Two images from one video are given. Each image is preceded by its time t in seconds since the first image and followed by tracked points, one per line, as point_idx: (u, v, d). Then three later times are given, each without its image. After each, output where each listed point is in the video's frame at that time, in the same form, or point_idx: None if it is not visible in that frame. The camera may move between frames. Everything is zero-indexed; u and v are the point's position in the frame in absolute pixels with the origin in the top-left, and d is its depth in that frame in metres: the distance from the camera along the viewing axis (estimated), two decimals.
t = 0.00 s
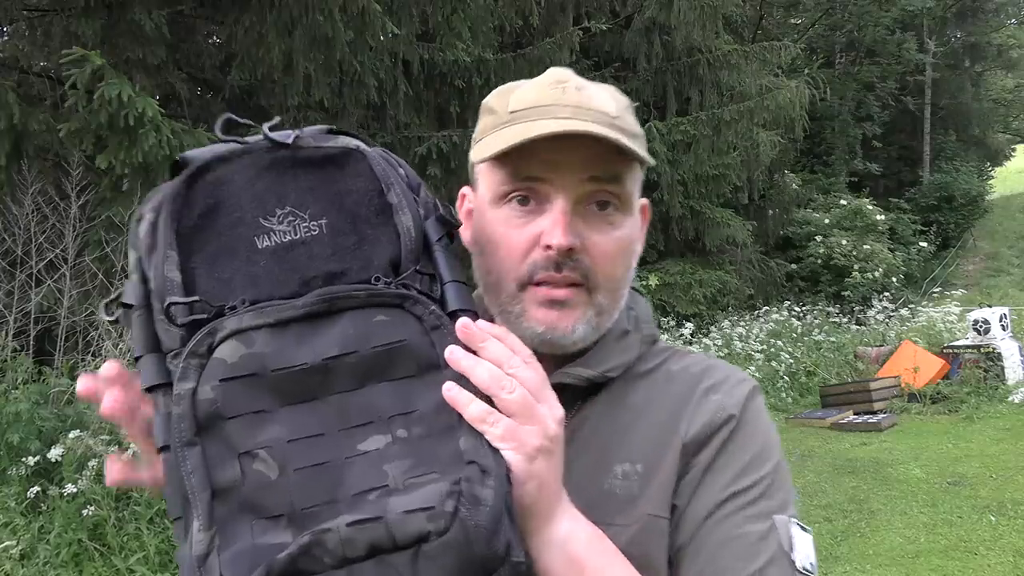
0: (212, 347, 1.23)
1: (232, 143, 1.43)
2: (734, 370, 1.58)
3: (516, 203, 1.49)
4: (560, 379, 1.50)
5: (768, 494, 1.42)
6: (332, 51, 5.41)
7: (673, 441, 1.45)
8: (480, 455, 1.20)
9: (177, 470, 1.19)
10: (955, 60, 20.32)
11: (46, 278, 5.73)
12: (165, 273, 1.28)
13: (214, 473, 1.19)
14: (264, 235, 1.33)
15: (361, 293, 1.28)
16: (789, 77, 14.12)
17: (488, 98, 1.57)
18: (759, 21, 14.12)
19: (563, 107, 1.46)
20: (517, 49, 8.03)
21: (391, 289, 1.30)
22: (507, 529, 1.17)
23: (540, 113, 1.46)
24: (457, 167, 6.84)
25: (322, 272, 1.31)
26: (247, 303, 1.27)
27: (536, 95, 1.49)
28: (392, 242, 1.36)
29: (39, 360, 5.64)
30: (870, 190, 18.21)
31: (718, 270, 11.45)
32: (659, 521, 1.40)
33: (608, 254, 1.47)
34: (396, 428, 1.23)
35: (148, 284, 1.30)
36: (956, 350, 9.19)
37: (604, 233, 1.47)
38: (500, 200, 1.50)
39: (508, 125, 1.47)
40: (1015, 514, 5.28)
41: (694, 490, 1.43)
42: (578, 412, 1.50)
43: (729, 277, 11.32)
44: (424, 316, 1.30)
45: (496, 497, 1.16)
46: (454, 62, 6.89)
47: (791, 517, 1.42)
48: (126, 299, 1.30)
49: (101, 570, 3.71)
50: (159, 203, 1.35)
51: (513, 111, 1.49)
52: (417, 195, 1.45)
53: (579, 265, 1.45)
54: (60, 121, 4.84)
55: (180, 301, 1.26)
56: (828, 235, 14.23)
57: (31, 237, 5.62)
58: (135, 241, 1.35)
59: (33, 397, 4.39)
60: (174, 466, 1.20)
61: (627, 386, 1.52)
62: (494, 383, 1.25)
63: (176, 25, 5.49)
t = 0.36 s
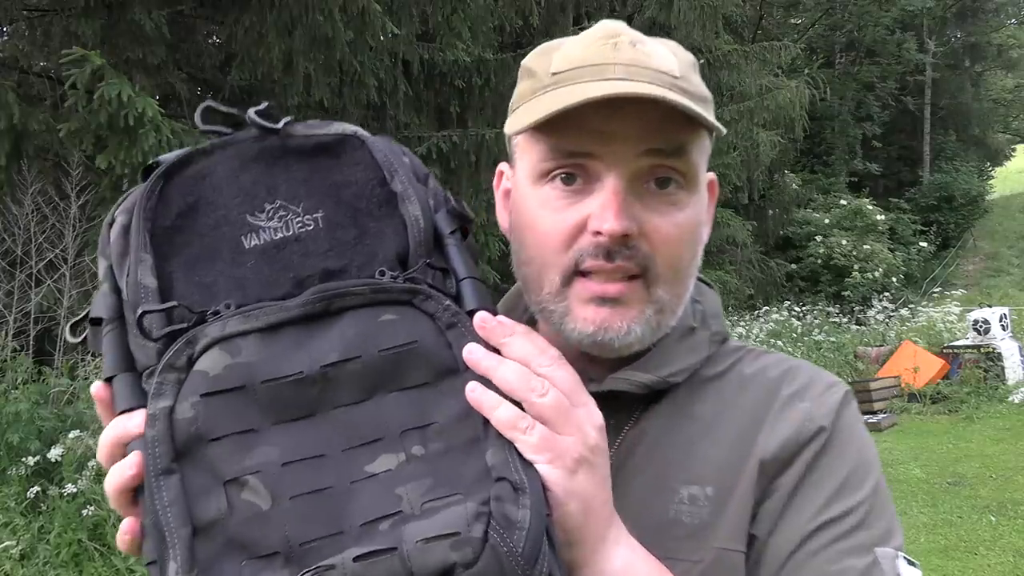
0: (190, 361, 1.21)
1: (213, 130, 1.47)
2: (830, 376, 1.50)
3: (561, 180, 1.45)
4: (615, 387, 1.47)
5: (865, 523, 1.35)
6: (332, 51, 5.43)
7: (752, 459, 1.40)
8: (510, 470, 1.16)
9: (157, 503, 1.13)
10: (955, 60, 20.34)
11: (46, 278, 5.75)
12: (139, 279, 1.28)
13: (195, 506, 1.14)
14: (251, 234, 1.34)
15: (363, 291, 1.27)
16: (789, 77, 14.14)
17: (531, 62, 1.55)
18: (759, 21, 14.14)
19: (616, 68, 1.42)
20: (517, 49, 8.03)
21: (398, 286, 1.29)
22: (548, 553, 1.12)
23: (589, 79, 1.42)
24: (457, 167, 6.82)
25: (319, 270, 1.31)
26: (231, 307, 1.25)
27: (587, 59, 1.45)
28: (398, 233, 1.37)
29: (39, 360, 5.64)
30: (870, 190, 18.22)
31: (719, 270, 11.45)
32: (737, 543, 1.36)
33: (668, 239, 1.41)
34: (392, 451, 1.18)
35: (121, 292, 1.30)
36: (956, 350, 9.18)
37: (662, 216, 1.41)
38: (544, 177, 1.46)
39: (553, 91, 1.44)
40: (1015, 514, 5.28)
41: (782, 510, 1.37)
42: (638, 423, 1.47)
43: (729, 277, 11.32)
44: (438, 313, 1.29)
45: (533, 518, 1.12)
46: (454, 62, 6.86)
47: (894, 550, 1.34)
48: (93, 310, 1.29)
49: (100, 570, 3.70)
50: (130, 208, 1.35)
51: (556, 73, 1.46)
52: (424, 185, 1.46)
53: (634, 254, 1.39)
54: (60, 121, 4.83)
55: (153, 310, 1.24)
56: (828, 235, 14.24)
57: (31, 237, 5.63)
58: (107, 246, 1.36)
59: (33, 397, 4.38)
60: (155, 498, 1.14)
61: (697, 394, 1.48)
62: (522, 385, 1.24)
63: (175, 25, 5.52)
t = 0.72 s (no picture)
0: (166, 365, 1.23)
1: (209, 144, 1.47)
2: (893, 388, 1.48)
3: (584, 165, 1.48)
4: (656, 387, 1.46)
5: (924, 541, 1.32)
6: (332, 51, 5.45)
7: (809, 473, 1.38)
8: (498, 474, 1.13)
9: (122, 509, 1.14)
10: (955, 60, 20.36)
11: (46, 278, 5.76)
12: (122, 286, 1.31)
13: (158, 513, 1.15)
14: (241, 239, 1.35)
15: (348, 286, 1.28)
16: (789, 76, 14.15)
17: (551, 39, 1.56)
18: (759, 21, 14.15)
19: (642, 38, 1.42)
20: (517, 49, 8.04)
21: (387, 284, 1.29)
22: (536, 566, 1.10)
23: (613, 54, 1.42)
24: (457, 167, 6.85)
25: (303, 271, 1.32)
26: (210, 308, 1.29)
27: (610, 32, 1.44)
28: (391, 232, 1.37)
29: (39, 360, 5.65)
30: (870, 189, 18.23)
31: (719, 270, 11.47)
32: (797, 556, 1.34)
33: (700, 227, 1.41)
34: (361, 458, 1.17)
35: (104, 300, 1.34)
36: (956, 350, 9.16)
37: (693, 203, 1.42)
38: (569, 163, 1.49)
39: (575, 67, 1.44)
40: (1015, 514, 5.29)
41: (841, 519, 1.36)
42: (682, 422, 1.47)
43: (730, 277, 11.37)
44: (427, 309, 1.28)
45: (519, 531, 1.09)
46: (454, 62, 6.89)
47: None
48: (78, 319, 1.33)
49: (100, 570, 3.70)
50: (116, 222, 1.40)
51: (576, 47, 1.47)
52: (423, 187, 1.46)
53: (665, 242, 1.40)
54: (59, 120, 4.83)
55: (133, 311, 1.28)
56: (828, 235, 14.27)
57: (31, 237, 5.65)
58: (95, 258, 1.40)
59: (33, 397, 4.37)
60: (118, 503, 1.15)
61: (749, 400, 1.48)
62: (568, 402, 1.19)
63: (175, 25, 5.51)
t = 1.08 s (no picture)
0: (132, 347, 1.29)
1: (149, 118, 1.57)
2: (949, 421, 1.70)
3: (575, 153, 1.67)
4: (704, 396, 1.60)
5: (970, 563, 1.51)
6: (332, 51, 5.51)
7: (873, 514, 1.54)
8: (510, 408, 1.29)
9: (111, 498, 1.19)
10: (955, 61, 20.34)
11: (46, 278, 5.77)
12: (75, 268, 1.36)
13: (155, 492, 1.21)
14: (196, 212, 1.44)
15: (323, 246, 1.39)
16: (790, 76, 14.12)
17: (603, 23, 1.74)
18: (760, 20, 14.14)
19: (633, 39, 1.58)
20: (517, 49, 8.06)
21: (364, 240, 1.42)
22: (562, 490, 1.25)
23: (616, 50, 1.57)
24: (457, 167, 6.86)
25: (271, 235, 1.43)
26: (172, 279, 1.36)
27: (630, 33, 1.59)
28: (356, 193, 1.51)
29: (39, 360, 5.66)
30: (870, 190, 18.20)
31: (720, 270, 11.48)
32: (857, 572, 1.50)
33: (658, 231, 1.54)
34: (354, 420, 1.27)
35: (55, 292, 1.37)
36: (956, 350, 9.16)
37: (655, 207, 1.54)
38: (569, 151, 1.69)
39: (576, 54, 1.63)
40: (1015, 514, 5.29)
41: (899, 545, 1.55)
42: (738, 441, 1.64)
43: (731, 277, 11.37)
44: (408, 262, 1.42)
45: (541, 453, 1.25)
46: (454, 62, 6.80)
47: None
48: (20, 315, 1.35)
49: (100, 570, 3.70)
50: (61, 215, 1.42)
51: (597, 32, 1.67)
52: (375, 151, 1.64)
53: (613, 240, 1.58)
54: (60, 121, 4.84)
55: (91, 290, 1.33)
56: (828, 236, 14.26)
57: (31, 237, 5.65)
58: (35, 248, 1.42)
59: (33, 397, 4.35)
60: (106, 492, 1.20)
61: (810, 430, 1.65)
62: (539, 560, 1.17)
63: (175, 25, 5.45)
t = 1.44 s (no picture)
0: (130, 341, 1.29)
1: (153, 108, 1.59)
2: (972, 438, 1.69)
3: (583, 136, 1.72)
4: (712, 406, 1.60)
5: None
6: (332, 52, 5.53)
7: (883, 533, 1.54)
8: (503, 425, 1.29)
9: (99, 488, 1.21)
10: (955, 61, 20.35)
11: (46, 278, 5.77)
12: (72, 253, 1.37)
13: (148, 487, 1.22)
14: (200, 204, 1.46)
15: (326, 245, 1.39)
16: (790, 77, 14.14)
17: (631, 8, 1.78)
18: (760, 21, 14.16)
19: (647, 24, 1.62)
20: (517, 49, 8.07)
21: (368, 243, 1.41)
22: (550, 512, 1.25)
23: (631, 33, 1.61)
24: (457, 167, 6.85)
25: (275, 232, 1.43)
26: (175, 272, 1.37)
27: (648, 21, 1.63)
28: (361, 193, 1.51)
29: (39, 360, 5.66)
30: (870, 190, 18.20)
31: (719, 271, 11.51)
32: None
33: (643, 222, 1.59)
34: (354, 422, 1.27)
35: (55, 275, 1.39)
36: (956, 350, 9.16)
37: (643, 198, 1.59)
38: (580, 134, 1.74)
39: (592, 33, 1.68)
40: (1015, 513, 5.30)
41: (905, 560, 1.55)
42: (754, 450, 1.65)
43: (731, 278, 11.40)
44: (410, 269, 1.41)
45: (533, 470, 1.25)
46: (454, 61, 6.79)
47: None
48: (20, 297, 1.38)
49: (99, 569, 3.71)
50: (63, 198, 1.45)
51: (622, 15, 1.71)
52: (383, 152, 1.62)
53: (601, 225, 1.63)
54: (60, 121, 4.85)
55: (93, 278, 1.35)
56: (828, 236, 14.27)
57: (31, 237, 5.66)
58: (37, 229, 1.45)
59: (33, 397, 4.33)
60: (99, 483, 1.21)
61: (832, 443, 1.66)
62: None
63: (175, 25, 5.39)
